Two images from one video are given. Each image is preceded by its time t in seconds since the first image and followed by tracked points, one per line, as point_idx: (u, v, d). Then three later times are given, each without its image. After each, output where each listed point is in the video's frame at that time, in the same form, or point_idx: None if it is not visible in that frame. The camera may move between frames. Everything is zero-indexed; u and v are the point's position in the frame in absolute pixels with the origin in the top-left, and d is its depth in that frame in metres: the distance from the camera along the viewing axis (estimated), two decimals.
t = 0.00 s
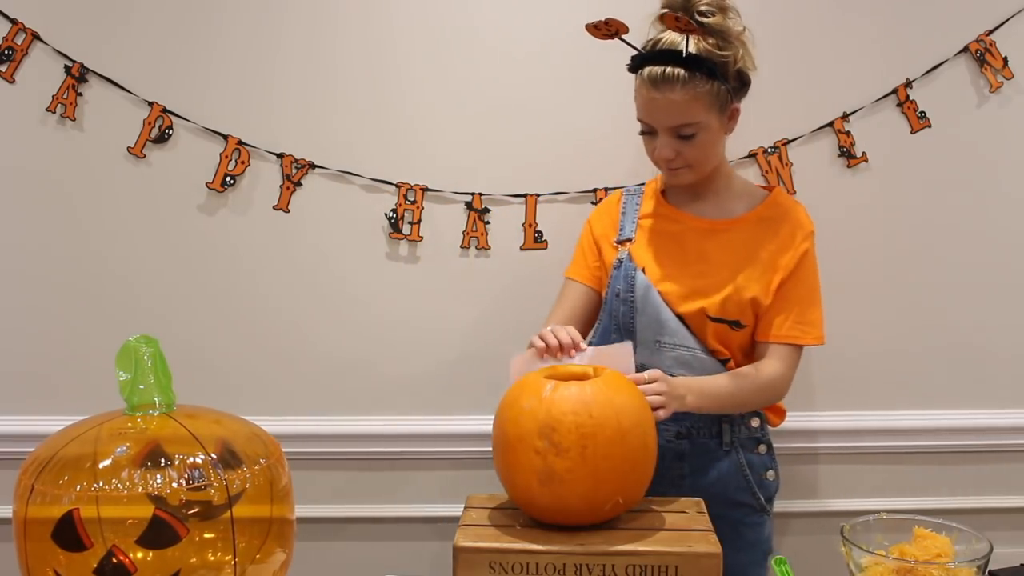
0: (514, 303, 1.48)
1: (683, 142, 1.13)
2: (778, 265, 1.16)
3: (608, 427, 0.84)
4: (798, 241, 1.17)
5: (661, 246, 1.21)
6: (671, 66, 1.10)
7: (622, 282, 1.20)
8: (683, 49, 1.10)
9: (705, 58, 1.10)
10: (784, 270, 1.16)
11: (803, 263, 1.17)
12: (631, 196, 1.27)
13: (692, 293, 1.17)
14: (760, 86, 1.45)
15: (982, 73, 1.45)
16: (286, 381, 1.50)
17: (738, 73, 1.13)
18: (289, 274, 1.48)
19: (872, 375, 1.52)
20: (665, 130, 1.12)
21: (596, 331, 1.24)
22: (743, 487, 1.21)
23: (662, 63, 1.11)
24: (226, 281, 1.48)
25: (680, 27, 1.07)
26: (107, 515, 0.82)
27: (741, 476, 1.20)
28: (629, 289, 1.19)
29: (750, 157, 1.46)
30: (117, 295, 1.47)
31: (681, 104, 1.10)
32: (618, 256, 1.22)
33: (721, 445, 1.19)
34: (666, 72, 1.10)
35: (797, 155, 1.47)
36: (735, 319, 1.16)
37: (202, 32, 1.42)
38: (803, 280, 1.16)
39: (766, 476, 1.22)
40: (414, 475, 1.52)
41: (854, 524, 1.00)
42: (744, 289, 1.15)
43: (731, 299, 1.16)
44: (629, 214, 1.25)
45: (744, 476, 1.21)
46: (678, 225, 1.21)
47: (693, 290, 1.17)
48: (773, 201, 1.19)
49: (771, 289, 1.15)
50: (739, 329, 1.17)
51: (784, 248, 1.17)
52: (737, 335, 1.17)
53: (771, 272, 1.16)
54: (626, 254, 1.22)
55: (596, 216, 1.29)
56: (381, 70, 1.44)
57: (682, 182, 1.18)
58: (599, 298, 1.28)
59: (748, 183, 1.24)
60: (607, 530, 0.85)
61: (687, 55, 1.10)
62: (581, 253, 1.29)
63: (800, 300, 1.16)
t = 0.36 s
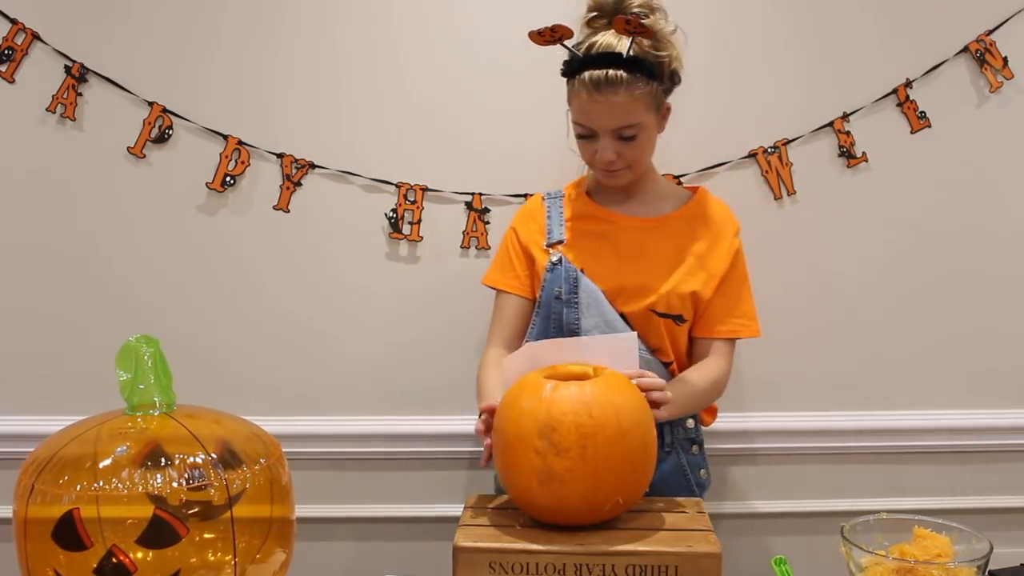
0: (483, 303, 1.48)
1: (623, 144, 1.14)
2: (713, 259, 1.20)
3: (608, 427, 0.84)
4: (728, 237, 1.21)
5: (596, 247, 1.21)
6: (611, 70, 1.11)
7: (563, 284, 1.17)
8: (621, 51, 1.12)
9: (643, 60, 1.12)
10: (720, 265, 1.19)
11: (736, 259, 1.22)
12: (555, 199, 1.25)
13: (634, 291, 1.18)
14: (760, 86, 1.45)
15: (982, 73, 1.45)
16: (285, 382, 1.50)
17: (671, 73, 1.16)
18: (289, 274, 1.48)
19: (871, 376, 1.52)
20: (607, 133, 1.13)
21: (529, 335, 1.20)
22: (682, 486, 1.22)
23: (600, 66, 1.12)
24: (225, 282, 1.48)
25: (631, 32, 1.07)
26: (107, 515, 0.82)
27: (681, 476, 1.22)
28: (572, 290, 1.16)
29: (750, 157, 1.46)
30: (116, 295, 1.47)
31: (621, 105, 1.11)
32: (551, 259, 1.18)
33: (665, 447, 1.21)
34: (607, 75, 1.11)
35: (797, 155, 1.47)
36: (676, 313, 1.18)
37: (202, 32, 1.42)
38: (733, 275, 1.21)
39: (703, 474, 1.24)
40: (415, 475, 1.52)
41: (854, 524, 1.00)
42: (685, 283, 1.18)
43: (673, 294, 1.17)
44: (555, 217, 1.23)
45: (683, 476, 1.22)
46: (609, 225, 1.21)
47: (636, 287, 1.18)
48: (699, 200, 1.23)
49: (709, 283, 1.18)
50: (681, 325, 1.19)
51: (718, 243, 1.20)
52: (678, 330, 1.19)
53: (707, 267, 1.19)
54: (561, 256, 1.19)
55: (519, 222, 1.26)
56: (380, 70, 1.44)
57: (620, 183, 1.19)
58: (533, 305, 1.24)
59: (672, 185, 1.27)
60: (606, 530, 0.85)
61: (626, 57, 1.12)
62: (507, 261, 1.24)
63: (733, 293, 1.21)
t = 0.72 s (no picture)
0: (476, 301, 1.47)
1: (586, 148, 1.15)
2: (674, 255, 1.21)
3: (608, 427, 0.84)
4: (688, 235, 1.23)
5: (558, 248, 1.21)
6: (568, 77, 1.11)
7: (531, 282, 1.16)
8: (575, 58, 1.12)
9: (598, 65, 1.13)
10: (681, 260, 1.21)
11: (695, 259, 1.24)
12: (512, 201, 1.24)
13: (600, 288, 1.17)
14: (759, 87, 1.45)
15: (982, 73, 1.45)
16: (285, 381, 1.50)
17: (624, 73, 1.17)
18: (289, 274, 1.48)
19: (870, 376, 1.52)
20: (569, 139, 1.13)
21: (495, 337, 1.17)
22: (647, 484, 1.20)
23: (555, 75, 1.12)
24: (225, 281, 1.48)
25: (587, 38, 1.08)
26: (107, 515, 0.82)
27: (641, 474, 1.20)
28: (540, 289, 1.15)
29: (750, 157, 1.46)
30: (116, 295, 1.47)
31: (581, 111, 1.11)
32: (515, 258, 1.17)
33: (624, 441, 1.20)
34: (564, 83, 1.11)
35: (797, 155, 1.47)
36: (644, 308, 1.17)
37: (202, 32, 1.42)
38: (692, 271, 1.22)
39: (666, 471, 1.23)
40: (414, 475, 1.52)
41: (854, 524, 1.00)
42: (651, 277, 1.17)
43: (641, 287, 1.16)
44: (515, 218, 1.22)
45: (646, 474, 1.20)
46: (570, 226, 1.21)
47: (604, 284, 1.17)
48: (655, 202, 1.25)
49: (674, 277, 1.19)
50: (649, 320, 1.18)
51: (678, 239, 1.22)
52: (646, 325, 1.18)
53: (670, 262, 1.20)
54: (524, 256, 1.18)
55: (477, 226, 1.24)
56: (379, 71, 1.44)
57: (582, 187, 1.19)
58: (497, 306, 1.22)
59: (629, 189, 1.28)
60: (606, 530, 0.85)
61: (582, 63, 1.12)
62: (467, 265, 1.22)
63: (694, 288, 1.22)
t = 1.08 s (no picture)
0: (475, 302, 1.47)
1: (578, 152, 1.15)
2: (662, 260, 1.22)
3: (608, 427, 0.84)
4: (675, 242, 1.24)
5: (547, 250, 1.21)
6: (563, 82, 1.11)
7: (518, 283, 1.15)
8: (569, 63, 1.12)
9: (591, 69, 1.13)
10: (669, 265, 1.22)
11: (682, 269, 1.25)
12: (500, 205, 1.24)
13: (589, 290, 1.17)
14: (759, 87, 1.45)
15: (982, 73, 1.45)
16: (285, 382, 1.50)
17: (615, 78, 1.17)
18: (290, 274, 1.48)
19: (870, 376, 1.52)
20: (562, 143, 1.13)
21: (481, 336, 1.17)
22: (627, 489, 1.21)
23: (548, 79, 1.12)
24: (225, 281, 1.48)
25: (585, 41, 1.10)
26: (107, 515, 0.82)
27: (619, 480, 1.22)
28: (527, 288, 1.15)
29: (750, 157, 1.46)
30: (116, 295, 1.47)
31: (576, 115, 1.11)
32: (503, 259, 1.17)
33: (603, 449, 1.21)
34: (558, 87, 1.11)
35: (797, 155, 1.47)
36: (632, 310, 1.18)
37: (202, 32, 1.42)
38: (678, 277, 1.24)
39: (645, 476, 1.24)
40: (414, 475, 1.52)
41: (854, 524, 1.00)
42: (639, 280, 1.18)
43: (630, 290, 1.17)
44: (503, 221, 1.22)
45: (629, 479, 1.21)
46: (558, 229, 1.21)
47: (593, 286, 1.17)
48: (642, 209, 1.26)
49: (662, 282, 1.20)
50: (635, 323, 1.19)
51: (666, 245, 1.23)
52: (633, 328, 1.19)
53: (658, 267, 1.21)
54: (512, 257, 1.17)
55: (465, 229, 1.23)
56: (379, 71, 1.44)
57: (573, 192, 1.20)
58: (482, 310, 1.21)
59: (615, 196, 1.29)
60: (606, 530, 0.85)
61: (575, 67, 1.12)
62: (452, 266, 1.21)
63: (679, 295, 1.24)
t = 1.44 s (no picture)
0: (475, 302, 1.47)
1: (585, 155, 1.15)
2: (662, 265, 1.22)
3: (608, 427, 0.84)
4: (674, 248, 1.25)
5: (548, 251, 1.20)
6: (573, 83, 1.11)
7: (516, 283, 1.15)
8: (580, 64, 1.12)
9: (601, 72, 1.14)
10: (669, 270, 1.22)
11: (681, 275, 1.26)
12: (500, 207, 1.24)
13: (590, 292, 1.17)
14: (760, 87, 1.45)
15: (982, 73, 1.45)
16: (285, 382, 1.50)
17: (621, 83, 1.18)
18: (289, 274, 1.48)
19: (870, 376, 1.52)
20: (570, 146, 1.13)
21: (479, 337, 1.18)
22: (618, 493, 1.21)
23: (558, 81, 1.12)
24: (225, 282, 1.48)
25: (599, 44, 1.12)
26: (106, 515, 0.82)
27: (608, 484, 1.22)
28: (525, 289, 1.15)
29: (750, 157, 1.46)
30: (116, 295, 1.47)
31: (585, 117, 1.11)
32: (502, 259, 1.17)
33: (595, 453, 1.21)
34: (568, 88, 1.11)
35: (797, 155, 1.47)
36: (631, 313, 1.18)
37: (202, 32, 1.42)
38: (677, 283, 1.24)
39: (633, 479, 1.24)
40: (414, 475, 1.52)
41: (854, 524, 1.00)
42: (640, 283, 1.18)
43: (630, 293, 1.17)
44: (503, 222, 1.22)
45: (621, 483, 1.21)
46: (559, 231, 1.21)
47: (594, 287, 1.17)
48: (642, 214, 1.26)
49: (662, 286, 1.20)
50: (634, 326, 1.19)
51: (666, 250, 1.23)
52: (631, 331, 1.19)
53: (658, 271, 1.21)
54: (511, 257, 1.17)
55: (465, 229, 1.23)
56: (379, 71, 1.44)
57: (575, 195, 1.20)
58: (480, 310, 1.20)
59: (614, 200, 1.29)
60: (606, 530, 0.85)
61: (586, 69, 1.12)
62: (450, 266, 1.21)
63: (678, 300, 1.24)
